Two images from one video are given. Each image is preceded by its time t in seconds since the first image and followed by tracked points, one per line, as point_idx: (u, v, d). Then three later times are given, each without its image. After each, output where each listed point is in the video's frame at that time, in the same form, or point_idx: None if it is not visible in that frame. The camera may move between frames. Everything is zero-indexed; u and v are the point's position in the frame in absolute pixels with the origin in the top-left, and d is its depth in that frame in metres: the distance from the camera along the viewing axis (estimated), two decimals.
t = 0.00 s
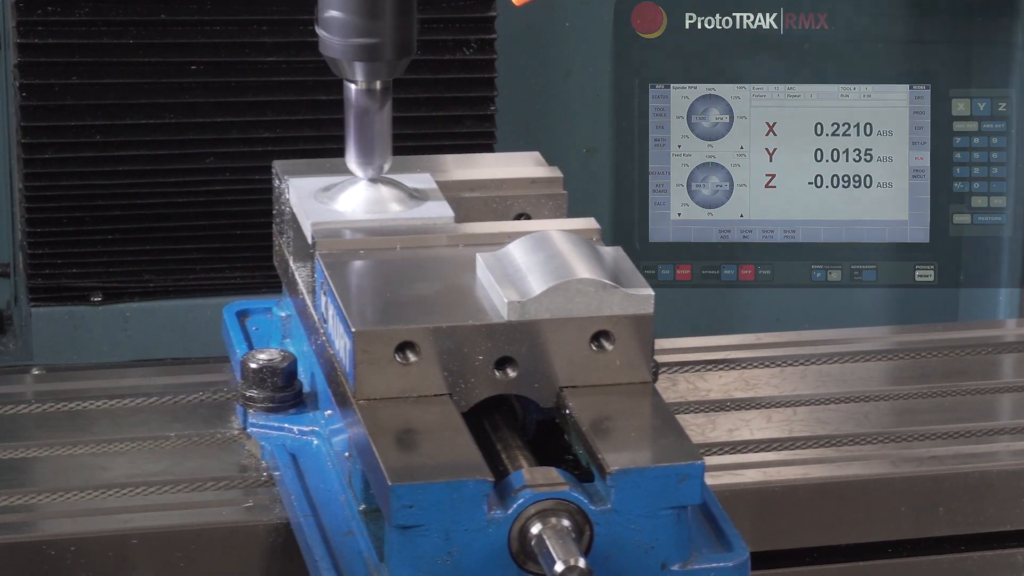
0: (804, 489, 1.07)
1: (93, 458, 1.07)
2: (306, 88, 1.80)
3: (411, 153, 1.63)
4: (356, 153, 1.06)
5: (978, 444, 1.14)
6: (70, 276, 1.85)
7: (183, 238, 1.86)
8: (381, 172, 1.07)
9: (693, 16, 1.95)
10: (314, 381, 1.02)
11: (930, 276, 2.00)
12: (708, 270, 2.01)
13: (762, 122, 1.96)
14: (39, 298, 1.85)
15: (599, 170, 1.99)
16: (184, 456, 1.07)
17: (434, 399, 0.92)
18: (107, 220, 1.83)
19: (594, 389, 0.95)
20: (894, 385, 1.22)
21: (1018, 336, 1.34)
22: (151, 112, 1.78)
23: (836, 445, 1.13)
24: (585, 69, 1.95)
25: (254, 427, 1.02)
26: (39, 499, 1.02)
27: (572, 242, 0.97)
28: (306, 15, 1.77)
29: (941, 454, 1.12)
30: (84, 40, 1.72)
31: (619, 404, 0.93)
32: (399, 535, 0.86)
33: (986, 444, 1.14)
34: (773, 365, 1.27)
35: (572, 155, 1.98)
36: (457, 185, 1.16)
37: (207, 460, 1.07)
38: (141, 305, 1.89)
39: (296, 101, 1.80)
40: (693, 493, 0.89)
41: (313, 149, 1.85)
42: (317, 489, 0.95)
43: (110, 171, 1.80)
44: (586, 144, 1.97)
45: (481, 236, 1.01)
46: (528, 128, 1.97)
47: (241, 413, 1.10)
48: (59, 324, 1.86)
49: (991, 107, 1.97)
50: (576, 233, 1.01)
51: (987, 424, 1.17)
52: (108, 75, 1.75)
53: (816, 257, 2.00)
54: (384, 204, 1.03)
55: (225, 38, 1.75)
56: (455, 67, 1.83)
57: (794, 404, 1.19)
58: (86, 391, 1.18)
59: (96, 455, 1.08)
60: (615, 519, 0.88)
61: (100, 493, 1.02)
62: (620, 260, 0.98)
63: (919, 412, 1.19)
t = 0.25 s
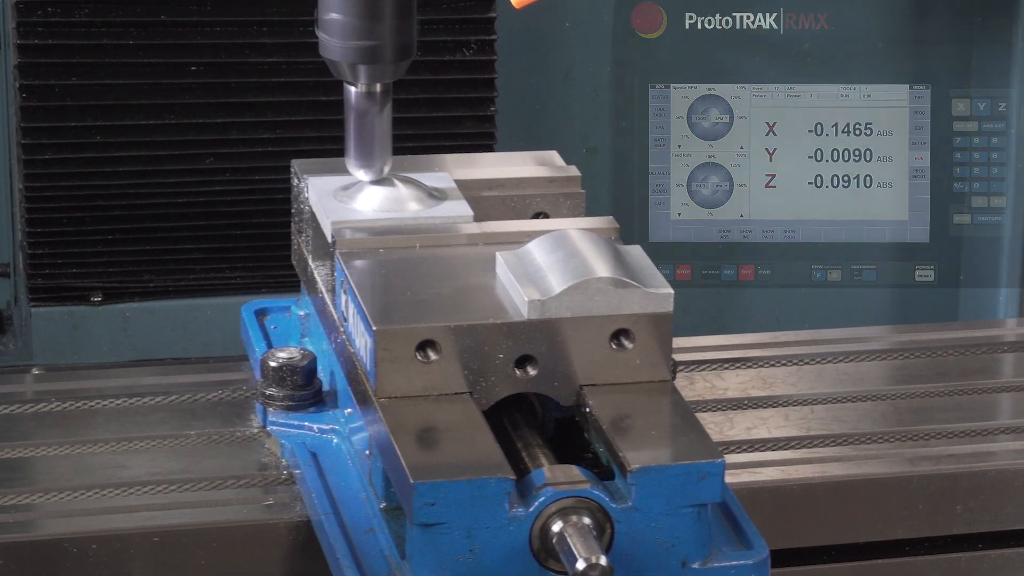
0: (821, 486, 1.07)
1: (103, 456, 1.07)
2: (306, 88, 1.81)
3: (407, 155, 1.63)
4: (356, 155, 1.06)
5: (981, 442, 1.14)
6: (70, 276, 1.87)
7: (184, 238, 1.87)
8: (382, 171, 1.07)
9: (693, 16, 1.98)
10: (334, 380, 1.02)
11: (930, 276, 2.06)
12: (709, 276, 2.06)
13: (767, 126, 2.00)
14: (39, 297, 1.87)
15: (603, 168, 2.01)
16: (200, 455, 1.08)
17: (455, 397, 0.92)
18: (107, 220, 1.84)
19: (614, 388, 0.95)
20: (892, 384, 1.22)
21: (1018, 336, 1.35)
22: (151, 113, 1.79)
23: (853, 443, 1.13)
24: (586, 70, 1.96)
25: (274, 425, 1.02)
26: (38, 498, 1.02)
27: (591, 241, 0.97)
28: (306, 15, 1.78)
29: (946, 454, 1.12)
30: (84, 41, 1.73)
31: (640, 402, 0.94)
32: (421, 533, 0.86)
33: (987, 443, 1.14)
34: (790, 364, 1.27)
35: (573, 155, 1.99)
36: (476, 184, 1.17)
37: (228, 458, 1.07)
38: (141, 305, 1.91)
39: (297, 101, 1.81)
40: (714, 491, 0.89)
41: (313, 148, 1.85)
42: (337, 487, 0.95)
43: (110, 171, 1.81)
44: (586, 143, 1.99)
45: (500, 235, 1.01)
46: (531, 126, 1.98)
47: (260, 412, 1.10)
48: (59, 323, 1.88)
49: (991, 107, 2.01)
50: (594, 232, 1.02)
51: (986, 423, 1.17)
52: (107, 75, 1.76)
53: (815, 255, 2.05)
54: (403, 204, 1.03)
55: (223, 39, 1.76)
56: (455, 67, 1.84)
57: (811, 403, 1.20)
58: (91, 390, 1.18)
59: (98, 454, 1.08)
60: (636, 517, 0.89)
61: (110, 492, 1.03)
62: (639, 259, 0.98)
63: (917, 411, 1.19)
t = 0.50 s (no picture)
0: (837, 486, 1.07)
1: (112, 455, 1.08)
2: (306, 91, 1.81)
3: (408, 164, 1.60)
4: (356, 160, 1.07)
5: (979, 442, 1.14)
6: (70, 276, 1.87)
7: (185, 238, 1.87)
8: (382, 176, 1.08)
9: (693, 16, 2.02)
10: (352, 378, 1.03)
11: (929, 276, 2.12)
12: (709, 271, 2.11)
13: (765, 129, 2.06)
14: (39, 298, 1.87)
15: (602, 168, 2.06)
16: (217, 453, 1.08)
17: (474, 395, 0.92)
18: (106, 221, 1.85)
19: (633, 386, 0.95)
20: (896, 383, 1.22)
21: (1018, 336, 1.35)
22: (152, 117, 1.79)
23: (873, 442, 1.14)
24: (585, 69, 2.01)
25: (293, 423, 1.03)
26: (37, 498, 1.02)
27: (610, 240, 0.98)
28: (307, 19, 1.77)
29: (964, 452, 1.12)
30: (85, 45, 1.73)
31: (658, 400, 0.94)
32: (442, 531, 0.86)
33: (988, 443, 1.14)
34: (805, 363, 1.28)
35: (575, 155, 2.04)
36: (492, 183, 1.17)
37: (247, 456, 1.07)
38: (140, 305, 1.91)
39: (296, 105, 1.81)
40: (733, 489, 0.89)
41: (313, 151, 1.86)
42: (356, 485, 0.95)
43: (110, 173, 1.81)
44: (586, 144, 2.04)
45: (518, 233, 1.02)
46: (528, 129, 2.02)
47: (279, 410, 1.10)
48: (61, 324, 1.88)
49: (990, 108, 2.07)
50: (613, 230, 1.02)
51: (987, 423, 1.17)
52: (108, 79, 1.76)
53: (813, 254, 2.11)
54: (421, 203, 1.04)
55: (224, 43, 1.76)
56: (455, 70, 1.84)
57: (828, 402, 1.20)
58: (88, 389, 1.18)
59: (96, 453, 1.08)
60: (655, 514, 0.89)
61: (118, 491, 1.03)
62: (657, 258, 0.98)
63: (928, 408, 1.19)
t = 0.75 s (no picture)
0: (854, 485, 1.07)
1: (116, 455, 1.08)
2: (305, 96, 1.75)
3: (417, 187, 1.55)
4: (356, 167, 1.09)
5: (972, 443, 1.14)
6: (70, 276, 1.81)
7: (185, 239, 1.81)
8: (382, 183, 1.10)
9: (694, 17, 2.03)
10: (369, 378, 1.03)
11: (924, 272, 2.21)
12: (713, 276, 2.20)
13: (764, 139, 2.11)
14: (38, 298, 1.81)
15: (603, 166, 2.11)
16: (237, 451, 1.08)
17: (492, 394, 0.93)
18: (105, 222, 1.78)
19: (650, 384, 0.95)
20: (893, 384, 1.22)
21: (1016, 336, 1.36)
22: (152, 121, 1.72)
23: (885, 441, 1.14)
24: (585, 71, 2.04)
25: (310, 422, 1.03)
26: (37, 498, 1.02)
27: (627, 239, 0.98)
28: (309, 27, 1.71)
29: (981, 450, 1.12)
30: (87, 54, 1.66)
31: (675, 399, 0.94)
32: (462, 529, 0.87)
33: (981, 442, 1.14)
34: (820, 362, 1.29)
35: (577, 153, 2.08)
36: (508, 182, 1.18)
37: (265, 454, 1.08)
38: (141, 305, 1.85)
39: (297, 110, 1.75)
40: (750, 487, 0.90)
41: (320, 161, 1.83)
42: (374, 483, 0.96)
43: (111, 176, 1.74)
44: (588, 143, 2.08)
45: (535, 232, 1.02)
46: (529, 130, 2.06)
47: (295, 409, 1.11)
48: (60, 324, 1.82)
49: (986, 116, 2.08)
50: (629, 230, 1.02)
51: (986, 422, 1.16)
52: (110, 84, 1.69)
53: (810, 256, 2.20)
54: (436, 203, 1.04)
55: (227, 50, 1.69)
56: (455, 75, 1.78)
57: (840, 400, 1.20)
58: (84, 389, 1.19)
59: (91, 453, 1.09)
60: (673, 512, 0.89)
61: (119, 490, 1.03)
62: (674, 257, 0.99)
63: (933, 406, 1.20)
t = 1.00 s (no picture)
0: (872, 483, 1.07)
1: (125, 454, 1.09)
2: (305, 96, 1.74)
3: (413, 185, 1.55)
4: (355, 168, 1.07)
5: (969, 442, 1.13)
6: (70, 276, 1.81)
7: (185, 239, 1.81)
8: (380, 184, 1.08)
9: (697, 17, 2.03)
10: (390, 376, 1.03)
11: (928, 270, 2.21)
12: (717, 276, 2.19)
13: (764, 141, 2.11)
14: (38, 298, 1.81)
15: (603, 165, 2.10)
16: (259, 450, 1.08)
17: (512, 392, 0.93)
18: (106, 222, 1.78)
19: (670, 383, 0.96)
20: (897, 383, 1.22)
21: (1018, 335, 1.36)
22: (151, 121, 1.71)
23: (902, 438, 1.14)
24: (584, 71, 2.03)
25: (330, 421, 1.03)
26: (40, 497, 1.03)
27: (646, 238, 0.98)
28: (308, 26, 1.70)
29: (997, 449, 1.12)
30: (88, 54, 1.66)
31: (696, 397, 0.94)
32: (484, 527, 0.87)
33: (985, 442, 1.14)
34: (838, 360, 1.29)
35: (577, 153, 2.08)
36: (526, 180, 1.18)
37: (286, 453, 1.08)
38: (141, 305, 1.85)
39: (298, 110, 1.74)
40: (771, 485, 0.90)
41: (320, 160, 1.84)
42: (395, 481, 0.96)
43: (111, 177, 1.74)
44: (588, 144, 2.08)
45: (555, 231, 1.02)
46: (529, 129, 2.06)
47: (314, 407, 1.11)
48: (59, 324, 1.83)
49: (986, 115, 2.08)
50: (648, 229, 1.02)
51: (987, 422, 1.16)
52: (111, 85, 1.69)
53: (810, 256, 2.19)
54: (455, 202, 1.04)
55: (227, 49, 1.69)
56: (454, 76, 1.78)
57: (855, 399, 1.20)
58: (79, 389, 1.19)
59: (92, 452, 1.09)
60: (693, 510, 0.89)
61: (125, 489, 1.04)
62: (694, 256, 0.99)
63: (946, 404, 1.20)
